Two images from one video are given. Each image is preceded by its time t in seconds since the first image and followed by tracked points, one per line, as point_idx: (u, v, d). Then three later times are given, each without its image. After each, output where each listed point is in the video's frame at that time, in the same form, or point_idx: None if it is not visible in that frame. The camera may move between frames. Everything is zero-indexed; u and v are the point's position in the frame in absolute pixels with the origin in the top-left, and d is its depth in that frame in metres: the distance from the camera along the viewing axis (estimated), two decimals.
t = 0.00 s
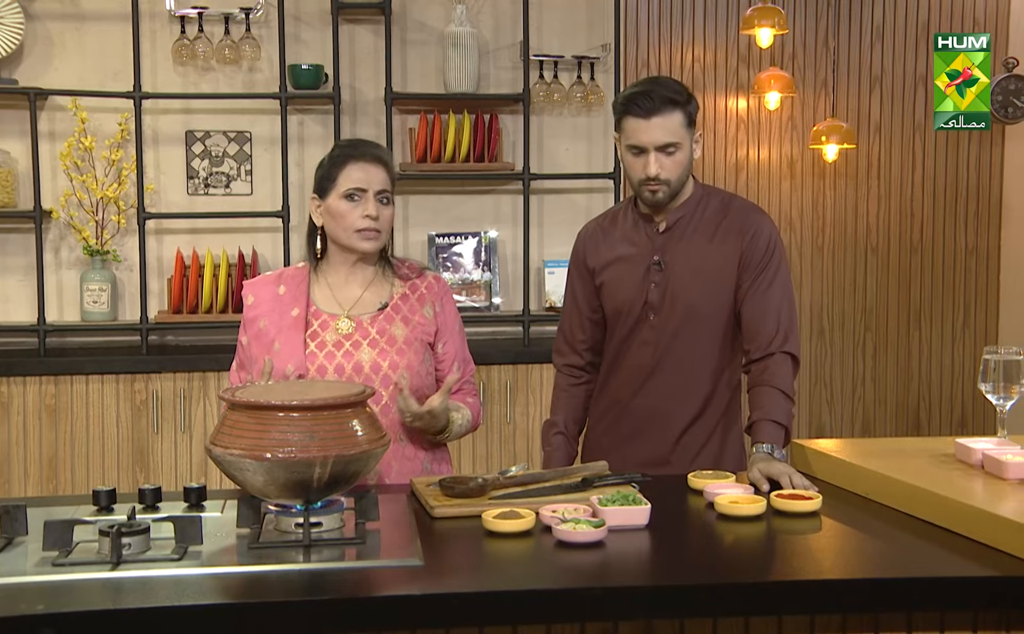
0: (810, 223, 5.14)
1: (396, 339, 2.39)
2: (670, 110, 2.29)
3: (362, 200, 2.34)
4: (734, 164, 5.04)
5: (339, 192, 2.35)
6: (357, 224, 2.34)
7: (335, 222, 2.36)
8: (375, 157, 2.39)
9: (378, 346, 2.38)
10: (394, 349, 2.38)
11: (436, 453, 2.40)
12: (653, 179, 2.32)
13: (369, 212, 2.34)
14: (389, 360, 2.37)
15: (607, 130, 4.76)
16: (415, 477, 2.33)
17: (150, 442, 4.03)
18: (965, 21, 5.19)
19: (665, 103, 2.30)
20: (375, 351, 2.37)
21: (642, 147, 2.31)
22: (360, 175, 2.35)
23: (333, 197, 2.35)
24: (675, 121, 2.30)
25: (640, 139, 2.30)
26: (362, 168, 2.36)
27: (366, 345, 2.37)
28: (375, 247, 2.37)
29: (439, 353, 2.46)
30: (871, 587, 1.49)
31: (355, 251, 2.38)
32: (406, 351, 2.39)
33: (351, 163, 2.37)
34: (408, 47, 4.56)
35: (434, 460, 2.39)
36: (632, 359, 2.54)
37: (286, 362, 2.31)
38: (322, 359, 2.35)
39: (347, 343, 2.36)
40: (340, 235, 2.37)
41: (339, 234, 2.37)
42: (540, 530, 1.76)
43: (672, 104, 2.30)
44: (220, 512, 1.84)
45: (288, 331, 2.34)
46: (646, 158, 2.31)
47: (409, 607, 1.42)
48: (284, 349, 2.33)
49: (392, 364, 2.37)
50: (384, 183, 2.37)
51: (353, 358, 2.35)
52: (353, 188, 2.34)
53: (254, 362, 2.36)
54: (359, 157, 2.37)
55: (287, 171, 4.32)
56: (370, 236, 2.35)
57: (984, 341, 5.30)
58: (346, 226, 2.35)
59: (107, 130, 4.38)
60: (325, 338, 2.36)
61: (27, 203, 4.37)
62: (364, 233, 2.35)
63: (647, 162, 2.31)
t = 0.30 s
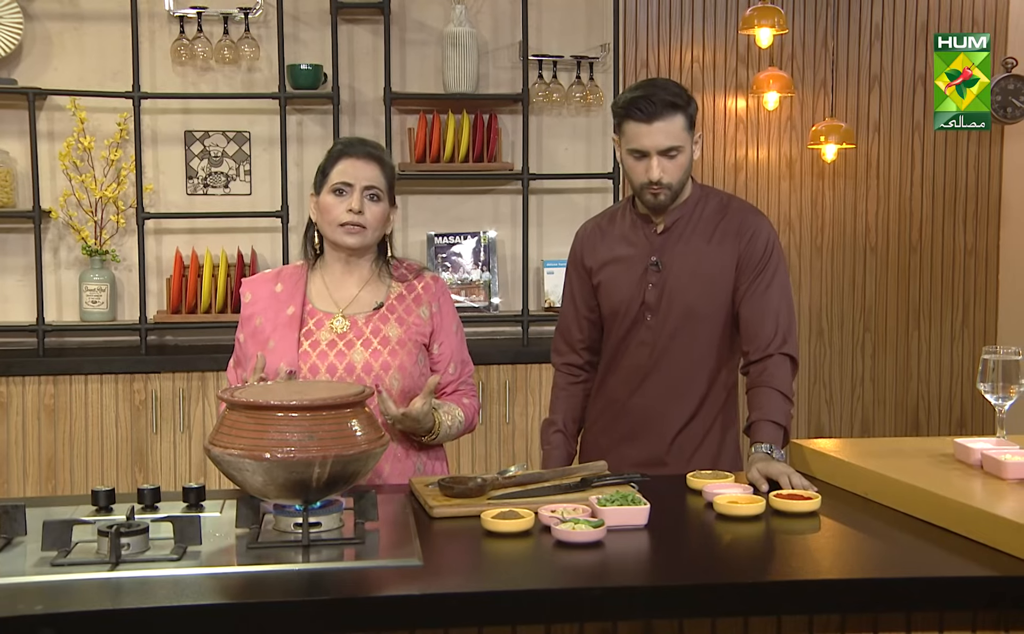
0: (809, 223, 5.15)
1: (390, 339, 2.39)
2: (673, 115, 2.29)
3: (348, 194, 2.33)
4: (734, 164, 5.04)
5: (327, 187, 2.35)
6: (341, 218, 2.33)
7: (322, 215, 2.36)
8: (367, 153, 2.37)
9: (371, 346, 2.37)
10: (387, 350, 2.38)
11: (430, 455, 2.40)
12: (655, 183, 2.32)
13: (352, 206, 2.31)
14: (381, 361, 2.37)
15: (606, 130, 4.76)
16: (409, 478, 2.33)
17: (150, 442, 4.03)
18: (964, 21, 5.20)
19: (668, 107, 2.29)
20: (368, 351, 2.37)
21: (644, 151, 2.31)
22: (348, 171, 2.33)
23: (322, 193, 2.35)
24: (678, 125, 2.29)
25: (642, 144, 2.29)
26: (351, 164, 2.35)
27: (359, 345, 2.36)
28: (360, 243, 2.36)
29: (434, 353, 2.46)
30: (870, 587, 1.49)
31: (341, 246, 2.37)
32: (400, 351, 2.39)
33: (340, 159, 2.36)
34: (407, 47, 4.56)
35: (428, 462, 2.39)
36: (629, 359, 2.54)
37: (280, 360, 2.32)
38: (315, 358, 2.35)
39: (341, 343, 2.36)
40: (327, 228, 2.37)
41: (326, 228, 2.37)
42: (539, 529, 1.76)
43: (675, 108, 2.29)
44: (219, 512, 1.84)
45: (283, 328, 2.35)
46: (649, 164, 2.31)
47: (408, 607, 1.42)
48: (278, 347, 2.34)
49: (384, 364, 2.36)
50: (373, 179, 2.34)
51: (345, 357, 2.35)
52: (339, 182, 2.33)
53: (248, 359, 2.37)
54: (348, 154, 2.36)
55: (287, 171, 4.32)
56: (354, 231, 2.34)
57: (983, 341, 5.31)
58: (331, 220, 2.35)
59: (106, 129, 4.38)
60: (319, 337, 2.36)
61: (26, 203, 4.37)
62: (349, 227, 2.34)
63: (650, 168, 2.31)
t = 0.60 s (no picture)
0: (808, 223, 5.15)
1: (387, 341, 2.39)
2: (669, 114, 2.29)
3: (344, 196, 2.33)
4: (733, 164, 5.04)
5: (323, 189, 2.34)
6: (337, 219, 2.33)
7: (317, 217, 2.36)
8: (362, 154, 2.37)
9: (369, 347, 2.37)
10: (384, 352, 2.38)
11: (428, 455, 2.39)
12: (652, 183, 2.31)
13: (348, 207, 2.31)
14: (379, 362, 2.37)
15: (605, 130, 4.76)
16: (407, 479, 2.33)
17: (149, 442, 4.03)
18: (963, 21, 5.20)
19: (664, 106, 2.29)
20: (365, 353, 2.37)
21: (640, 151, 2.31)
22: (345, 172, 2.33)
23: (318, 194, 2.35)
24: (674, 124, 2.29)
25: (639, 144, 2.29)
26: (348, 165, 2.35)
27: (356, 346, 2.37)
28: (354, 244, 2.35)
29: (432, 354, 2.46)
30: (869, 587, 1.49)
31: (336, 248, 2.37)
32: (396, 353, 2.39)
33: (336, 161, 2.35)
34: (406, 47, 4.56)
35: (425, 463, 2.38)
36: (626, 359, 2.53)
37: (277, 362, 2.32)
38: (312, 359, 2.34)
39: (338, 344, 2.36)
40: (322, 230, 2.37)
41: (322, 230, 2.36)
42: (538, 529, 1.76)
43: (671, 107, 2.30)
44: (218, 513, 1.83)
45: (280, 330, 2.35)
46: (646, 164, 2.31)
47: (408, 607, 1.42)
48: (275, 349, 2.34)
49: (382, 366, 2.37)
50: (369, 180, 2.35)
51: (342, 359, 2.35)
52: (335, 183, 2.33)
53: (245, 360, 2.37)
54: (344, 155, 2.36)
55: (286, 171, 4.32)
56: (351, 232, 2.34)
57: (982, 341, 5.31)
58: (327, 222, 2.34)
59: (105, 130, 4.38)
60: (316, 339, 2.36)
61: (25, 202, 4.37)
62: (345, 228, 2.34)
63: (648, 167, 2.31)
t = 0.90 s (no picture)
0: (807, 224, 5.15)
1: (388, 341, 2.39)
2: (662, 118, 2.29)
3: (350, 201, 2.32)
4: (732, 165, 5.04)
5: (326, 192, 2.33)
6: (343, 224, 2.33)
7: (322, 220, 2.35)
8: (365, 155, 2.36)
9: (370, 348, 2.38)
10: (386, 353, 2.39)
11: (428, 455, 2.39)
12: (646, 187, 2.31)
13: (355, 213, 2.32)
14: (380, 364, 2.37)
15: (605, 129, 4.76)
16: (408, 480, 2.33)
17: (148, 442, 4.03)
18: (963, 21, 5.20)
19: (657, 110, 2.29)
20: (366, 354, 2.37)
21: (634, 155, 2.31)
22: (349, 176, 2.32)
23: (321, 198, 2.34)
24: (668, 128, 2.29)
25: (633, 149, 2.30)
26: (351, 168, 2.33)
27: (357, 347, 2.37)
28: (363, 248, 2.36)
29: (431, 354, 2.47)
30: (869, 587, 1.49)
31: (342, 252, 2.38)
32: (398, 353, 2.39)
33: (339, 163, 2.34)
34: (406, 47, 4.56)
35: (425, 462, 2.39)
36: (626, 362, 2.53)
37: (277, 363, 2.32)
38: (314, 361, 2.35)
39: (339, 345, 2.36)
40: (327, 234, 2.36)
41: (326, 233, 2.36)
42: (538, 530, 1.76)
43: (664, 111, 2.29)
44: (218, 513, 1.83)
45: (280, 331, 2.35)
46: (640, 168, 2.31)
47: (407, 607, 1.42)
48: (275, 351, 2.34)
49: (384, 367, 2.37)
50: (373, 183, 2.35)
51: (344, 360, 2.36)
52: (340, 188, 2.32)
53: (244, 362, 2.37)
54: (347, 157, 2.34)
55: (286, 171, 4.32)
56: (358, 237, 2.35)
57: (981, 341, 5.31)
58: (333, 227, 2.34)
59: (104, 130, 4.38)
60: (317, 340, 2.36)
61: (25, 202, 4.37)
62: (351, 233, 2.34)
63: (642, 172, 2.31)
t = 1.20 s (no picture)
0: (807, 224, 5.15)
1: (390, 341, 2.40)
2: (662, 112, 2.28)
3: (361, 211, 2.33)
4: (732, 165, 5.04)
5: (337, 201, 2.33)
6: (355, 233, 2.34)
7: (332, 229, 2.35)
8: (371, 161, 2.37)
9: (373, 348, 2.38)
10: (388, 352, 2.39)
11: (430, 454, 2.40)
12: (647, 183, 2.31)
13: (369, 223, 2.33)
14: (384, 363, 2.37)
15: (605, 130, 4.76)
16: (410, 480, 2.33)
17: (148, 442, 4.03)
18: (963, 21, 5.21)
19: (658, 105, 2.28)
20: (369, 354, 2.37)
21: (635, 151, 2.30)
22: (361, 186, 2.33)
23: (331, 206, 2.33)
24: (668, 123, 2.29)
25: (633, 144, 2.29)
26: (360, 175, 2.34)
27: (360, 348, 2.37)
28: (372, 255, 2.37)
29: (431, 353, 2.47)
30: (868, 587, 1.49)
31: (352, 258, 2.38)
32: (400, 353, 2.40)
33: (348, 171, 2.34)
34: (406, 47, 4.56)
35: (426, 463, 2.39)
36: (625, 358, 2.53)
37: (280, 365, 2.32)
38: (316, 362, 2.35)
39: (341, 346, 2.37)
40: (337, 242, 2.36)
41: (337, 242, 2.36)
42: (538, 530, 1.76)
43: (665, 105, 2.29)
44: (218, 513, 1.84)
45: (280, 333, 2.35)
46: (640, 164, 2.31)
47: (408, 607, 1.43)
48: (276, 352, 2.34)
49: (388, 367, 2.37)
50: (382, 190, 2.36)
51: (347, 361, 2.36)
52: (352, 198, 2.32)
53: (245, 364, 2.36)
54: (356, 165, 2.34)
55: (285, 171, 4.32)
56: (368, 244, 2.35)
57: (981, 341, 5.32)
58: (345, 236, 2.34)
59: (104, 129, 4.38)
60: (319, 341, 2.36)
61: (24, 202, 4.37)
62: (362, 241, 2.35)
63: (643, 168, 2.31)
